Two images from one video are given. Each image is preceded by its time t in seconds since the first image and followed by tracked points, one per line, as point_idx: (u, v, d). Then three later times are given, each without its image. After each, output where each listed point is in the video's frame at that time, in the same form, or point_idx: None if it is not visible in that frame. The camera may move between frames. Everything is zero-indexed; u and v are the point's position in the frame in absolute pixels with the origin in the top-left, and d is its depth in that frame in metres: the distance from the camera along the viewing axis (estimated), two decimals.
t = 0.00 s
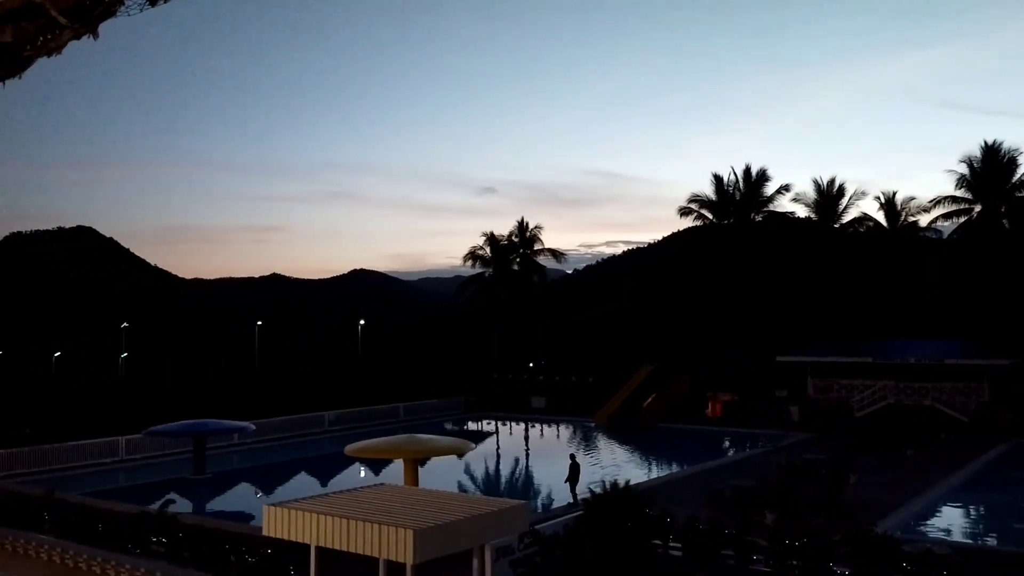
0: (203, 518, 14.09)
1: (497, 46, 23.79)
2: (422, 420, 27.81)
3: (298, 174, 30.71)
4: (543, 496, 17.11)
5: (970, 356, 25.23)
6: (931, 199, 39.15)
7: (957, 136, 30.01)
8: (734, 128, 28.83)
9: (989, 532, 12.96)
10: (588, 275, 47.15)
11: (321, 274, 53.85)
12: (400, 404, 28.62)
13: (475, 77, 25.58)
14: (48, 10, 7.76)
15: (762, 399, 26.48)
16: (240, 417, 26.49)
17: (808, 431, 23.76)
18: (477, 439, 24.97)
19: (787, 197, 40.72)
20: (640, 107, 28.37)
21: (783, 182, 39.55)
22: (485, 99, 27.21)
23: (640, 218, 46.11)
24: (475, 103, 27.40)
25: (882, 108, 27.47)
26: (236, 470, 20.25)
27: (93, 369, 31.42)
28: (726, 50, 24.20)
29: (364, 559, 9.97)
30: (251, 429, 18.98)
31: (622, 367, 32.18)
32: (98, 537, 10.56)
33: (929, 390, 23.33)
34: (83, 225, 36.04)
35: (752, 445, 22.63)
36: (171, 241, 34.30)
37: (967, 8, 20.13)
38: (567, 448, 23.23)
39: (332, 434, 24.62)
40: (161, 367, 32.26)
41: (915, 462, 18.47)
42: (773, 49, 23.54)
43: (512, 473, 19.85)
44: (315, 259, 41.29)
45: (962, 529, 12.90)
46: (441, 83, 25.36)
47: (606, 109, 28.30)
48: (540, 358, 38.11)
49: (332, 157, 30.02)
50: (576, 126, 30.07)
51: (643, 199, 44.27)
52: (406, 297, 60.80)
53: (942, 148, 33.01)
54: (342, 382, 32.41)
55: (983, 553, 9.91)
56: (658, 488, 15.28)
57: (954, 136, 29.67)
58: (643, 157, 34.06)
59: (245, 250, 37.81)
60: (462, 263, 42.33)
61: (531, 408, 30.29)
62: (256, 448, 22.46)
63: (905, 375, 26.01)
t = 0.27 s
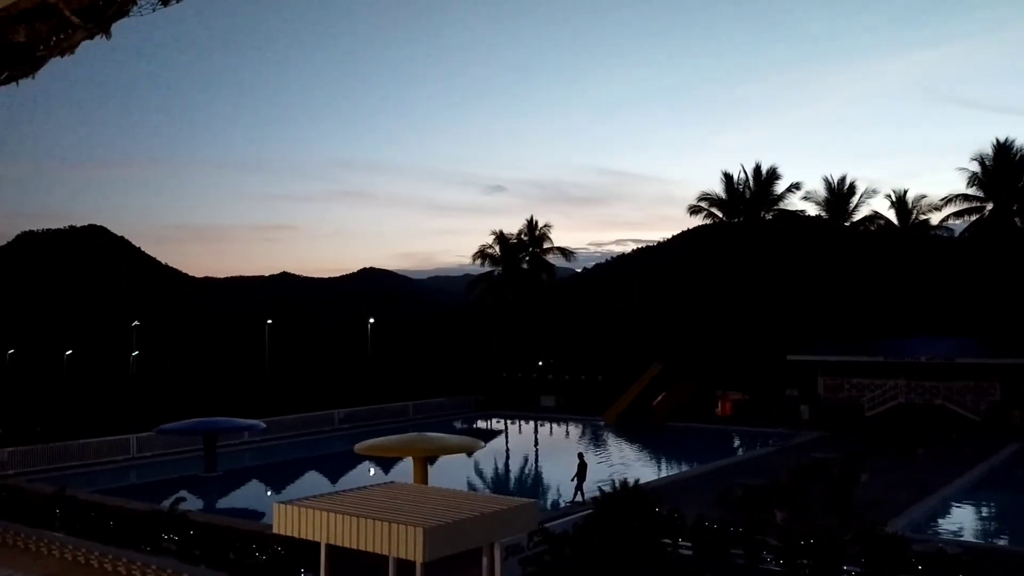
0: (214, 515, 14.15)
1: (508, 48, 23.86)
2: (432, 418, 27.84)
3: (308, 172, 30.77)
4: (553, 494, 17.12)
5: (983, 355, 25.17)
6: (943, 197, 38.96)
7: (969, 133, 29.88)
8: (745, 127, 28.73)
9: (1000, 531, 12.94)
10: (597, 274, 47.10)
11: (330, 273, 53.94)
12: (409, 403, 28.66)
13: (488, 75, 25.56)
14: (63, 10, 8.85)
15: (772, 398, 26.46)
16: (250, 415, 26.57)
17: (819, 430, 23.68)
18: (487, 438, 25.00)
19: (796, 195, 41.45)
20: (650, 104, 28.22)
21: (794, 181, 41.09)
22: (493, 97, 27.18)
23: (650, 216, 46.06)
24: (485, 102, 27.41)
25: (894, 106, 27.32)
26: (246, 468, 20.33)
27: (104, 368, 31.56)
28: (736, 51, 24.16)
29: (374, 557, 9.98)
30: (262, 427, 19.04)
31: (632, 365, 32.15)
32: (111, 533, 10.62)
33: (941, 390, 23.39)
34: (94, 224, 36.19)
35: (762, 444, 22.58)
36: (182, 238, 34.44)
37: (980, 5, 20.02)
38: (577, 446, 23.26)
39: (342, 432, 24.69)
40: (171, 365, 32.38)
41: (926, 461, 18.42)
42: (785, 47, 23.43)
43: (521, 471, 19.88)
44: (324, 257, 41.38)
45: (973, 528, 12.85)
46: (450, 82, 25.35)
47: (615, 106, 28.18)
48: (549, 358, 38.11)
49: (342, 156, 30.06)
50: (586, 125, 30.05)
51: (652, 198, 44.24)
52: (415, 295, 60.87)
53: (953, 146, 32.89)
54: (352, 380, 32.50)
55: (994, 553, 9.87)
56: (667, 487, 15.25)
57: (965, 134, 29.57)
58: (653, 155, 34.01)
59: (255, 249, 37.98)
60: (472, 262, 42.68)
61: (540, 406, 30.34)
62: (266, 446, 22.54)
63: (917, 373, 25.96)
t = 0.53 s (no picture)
0: (224, 514, 14.19)
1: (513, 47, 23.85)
2: (440, 417, 27.84)
3: (315, 172, 30.81)
4: (561, 493, 17.13)
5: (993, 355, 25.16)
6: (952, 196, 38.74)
7: (978, 132, 29.75)
8: (753, 126, 28.61)
9: (1010, 531, 12.84)
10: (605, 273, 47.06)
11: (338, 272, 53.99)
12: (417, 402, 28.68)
13: (495, 74, 25.52)
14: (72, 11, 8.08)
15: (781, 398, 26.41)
16: (259, 414, 26.64)
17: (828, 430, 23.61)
18: (494, 437, 24.98)
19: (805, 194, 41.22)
20: (658, 102, 28.13)
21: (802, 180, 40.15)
22: (499, 96, 27.11)
23: (658, 215, 45.96)
24: (491, 101, 27.43)
25: (903, 105, 27.17)
26: (254, 466, 20.37)
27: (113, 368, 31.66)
28: (743, 50, 24.07)
29: (382, 557, 9.96)
30: (270, 426, 19.07)
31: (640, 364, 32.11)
32: (121, 532, 10.65)
33: (950, 388, 23.18)
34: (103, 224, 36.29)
35: (771, 443, 22.52)
36: (190, 238, 34.56)
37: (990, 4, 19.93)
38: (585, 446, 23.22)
39: (350, 431, 24.72)
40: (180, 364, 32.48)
41: (936, 460, 18.36)
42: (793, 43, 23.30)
43: (529, 470, 19.87)
44: (332, 256, 41.44)
45: (984, 528, 12.81)
46: (456, 81, 25.37)
47: (622, 105, 28.10)
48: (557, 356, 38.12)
49: (349, 155, 30.08)
50: (593, 123, 29.97)
51: (660, 197, 44.16)
52: (423, 294, 60.89)
53: (963, 145, 32.75)
54: (360, 380, 32.50)
55: (1005, 553, 9.83)
56: (675, 486, 15.23)
57: (975, 132, 29.45)
58: (661, 154, 33.94)
59: (262, 248, 38.06)
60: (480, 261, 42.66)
61: (549, 405, 30.31)
62: (274, 445, 22.58)
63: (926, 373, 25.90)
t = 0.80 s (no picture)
0: (232, 512, 14.22)
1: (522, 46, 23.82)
2: (447, 416, 27.88)
3: (324, 171, 30.86)
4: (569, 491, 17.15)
5: (1003, 354, 25.13)
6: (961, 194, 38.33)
7: (986, 129, 29.63)
8: (761, 124, 28.55)
9: (1021, 531, 12.75)
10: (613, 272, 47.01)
11: (346, 271, 54.05)
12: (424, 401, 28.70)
13: (504, 74, 25.50)
14: (79, 9, 5.88)
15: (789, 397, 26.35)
16: (267, 412, 26.72)
17: (836, 429, 23.54)
18: (502, 436, 25.00)
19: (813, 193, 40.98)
20: (666, 102, 28.08)
21: (812, 178, 40.61)
22: (507, 95, 27.10)
23: (666, 214, 45.88)
24: (498, 101, 27.42)
25: (912, 102, 27.06)
26: (263, 465, 20.42)
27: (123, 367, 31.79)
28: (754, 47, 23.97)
29: (389, 556, 9.98)
30: (279, 424, 19.11)
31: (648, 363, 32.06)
32: (130, 529, 10.70)
33: (961, 387, 22.68)
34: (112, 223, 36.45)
35: (779, 442, 22.46)
36: (199, 235, 34.66)
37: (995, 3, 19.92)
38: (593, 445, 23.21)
39: (358, 430, 24.77)
40: (188, 362, 32.60)
41: (944, 460, 18.28)
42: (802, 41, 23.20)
43: (537, 469, 19.88)
44: (340, 255, 41.49)
45: (994, 529, 12.72)
46: (466, 81, 25.39)
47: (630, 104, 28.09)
48: (565, 355, 38.08)
49: (357, 155, 30.13)
50: (602, 122, 29.94)
51: (668, 195, 44.09)
52: (430, 293, 60.91)
53: (971, 143, 32.63)
54: (368, 378, 32.55)
55: (1016, 554, 9.74)
56: (683, 485, 15.18)
57: (983, 130, 29.36)
58: (668, 153, 33.89)
59: (270, 247, 38.17)
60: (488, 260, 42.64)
61: (557, 404, 30.26)
62: (283, 443, 22.64)
63: (936, 372, 25.88)
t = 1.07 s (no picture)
0: (242, 510, 14.29)
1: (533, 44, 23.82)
2: (457, 415, 27.91)
3: (334, 170, 30.91)
4: (578, 490, 17.16)
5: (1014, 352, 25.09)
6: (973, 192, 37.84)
7: (997, 125, 29.45)
8: (770, 121, 28.45)
9: None
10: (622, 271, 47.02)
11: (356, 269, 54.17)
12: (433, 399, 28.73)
13: (515, 72, 25.51)
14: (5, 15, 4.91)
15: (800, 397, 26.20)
16: (277, 410, 26.81)
17: (846, 428, 23.48)
18: (511, 435, 25.00)
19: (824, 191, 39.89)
20: (677, 99, 28.00)
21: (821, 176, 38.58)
22: (515, 94, 27.10)
23: (675, 212, 45.81)
24: (507, 99, 27.41)
25: (924, 98, 26.91)
26: (273, 463, 20.49)
27: (134, 366, 31.92)
28: (767, 45, 23.87)
29: (400, 554, 9.98)
30: (289, 423, 19.17)
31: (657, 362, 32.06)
32: (141, 528, 10.74)
33: (972, 385, 22.70)
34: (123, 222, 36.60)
35: (789, 441, 22.41)
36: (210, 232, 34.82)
37: None
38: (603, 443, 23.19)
39: (368, 428, 24.81)
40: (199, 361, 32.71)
41: (954, 458, 18.19)
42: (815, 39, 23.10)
43: (546, 468, 19.88)
44: (349, 253, 41.59)
45: (1005, 527, 12.65)
46: (475, 77, 25.40)
47: (639, 101, 28.07)
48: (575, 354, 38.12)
49: (366, 154, 30.17)
50: (612, 120, 29.88)
51: (677, 193, 43.99)
52: (439, 292, 60.92)
53: (982, 140, 32.46)
54: (378, 377, 32.60)
55: None
56: (692, 484, 15.16)
57: (994, 127, 29.19)
58: (677, 152, 33.81)
59: (280, 246, 38.27)
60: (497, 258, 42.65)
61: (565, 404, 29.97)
62: (292, 441, 22.70)
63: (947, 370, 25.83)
